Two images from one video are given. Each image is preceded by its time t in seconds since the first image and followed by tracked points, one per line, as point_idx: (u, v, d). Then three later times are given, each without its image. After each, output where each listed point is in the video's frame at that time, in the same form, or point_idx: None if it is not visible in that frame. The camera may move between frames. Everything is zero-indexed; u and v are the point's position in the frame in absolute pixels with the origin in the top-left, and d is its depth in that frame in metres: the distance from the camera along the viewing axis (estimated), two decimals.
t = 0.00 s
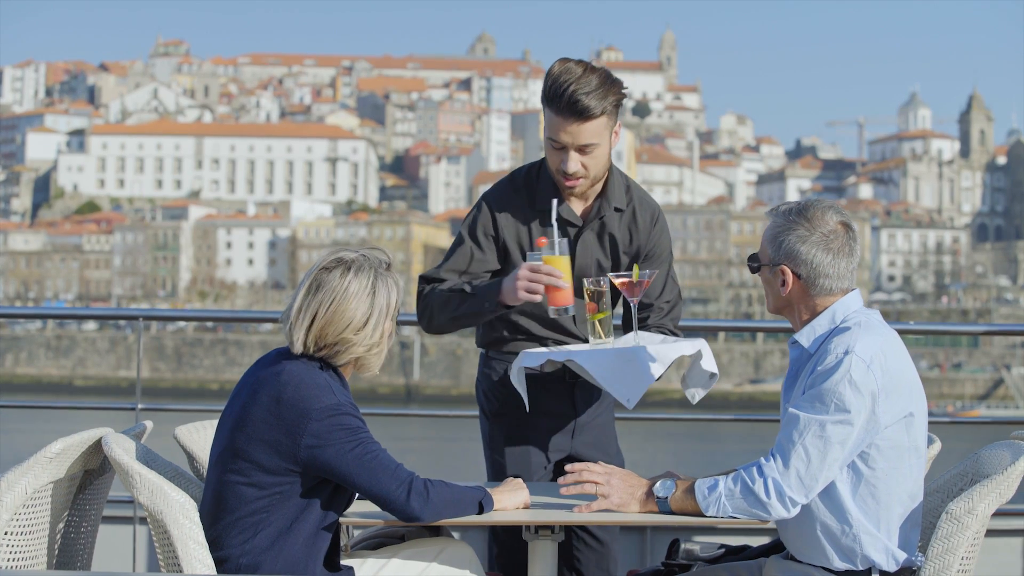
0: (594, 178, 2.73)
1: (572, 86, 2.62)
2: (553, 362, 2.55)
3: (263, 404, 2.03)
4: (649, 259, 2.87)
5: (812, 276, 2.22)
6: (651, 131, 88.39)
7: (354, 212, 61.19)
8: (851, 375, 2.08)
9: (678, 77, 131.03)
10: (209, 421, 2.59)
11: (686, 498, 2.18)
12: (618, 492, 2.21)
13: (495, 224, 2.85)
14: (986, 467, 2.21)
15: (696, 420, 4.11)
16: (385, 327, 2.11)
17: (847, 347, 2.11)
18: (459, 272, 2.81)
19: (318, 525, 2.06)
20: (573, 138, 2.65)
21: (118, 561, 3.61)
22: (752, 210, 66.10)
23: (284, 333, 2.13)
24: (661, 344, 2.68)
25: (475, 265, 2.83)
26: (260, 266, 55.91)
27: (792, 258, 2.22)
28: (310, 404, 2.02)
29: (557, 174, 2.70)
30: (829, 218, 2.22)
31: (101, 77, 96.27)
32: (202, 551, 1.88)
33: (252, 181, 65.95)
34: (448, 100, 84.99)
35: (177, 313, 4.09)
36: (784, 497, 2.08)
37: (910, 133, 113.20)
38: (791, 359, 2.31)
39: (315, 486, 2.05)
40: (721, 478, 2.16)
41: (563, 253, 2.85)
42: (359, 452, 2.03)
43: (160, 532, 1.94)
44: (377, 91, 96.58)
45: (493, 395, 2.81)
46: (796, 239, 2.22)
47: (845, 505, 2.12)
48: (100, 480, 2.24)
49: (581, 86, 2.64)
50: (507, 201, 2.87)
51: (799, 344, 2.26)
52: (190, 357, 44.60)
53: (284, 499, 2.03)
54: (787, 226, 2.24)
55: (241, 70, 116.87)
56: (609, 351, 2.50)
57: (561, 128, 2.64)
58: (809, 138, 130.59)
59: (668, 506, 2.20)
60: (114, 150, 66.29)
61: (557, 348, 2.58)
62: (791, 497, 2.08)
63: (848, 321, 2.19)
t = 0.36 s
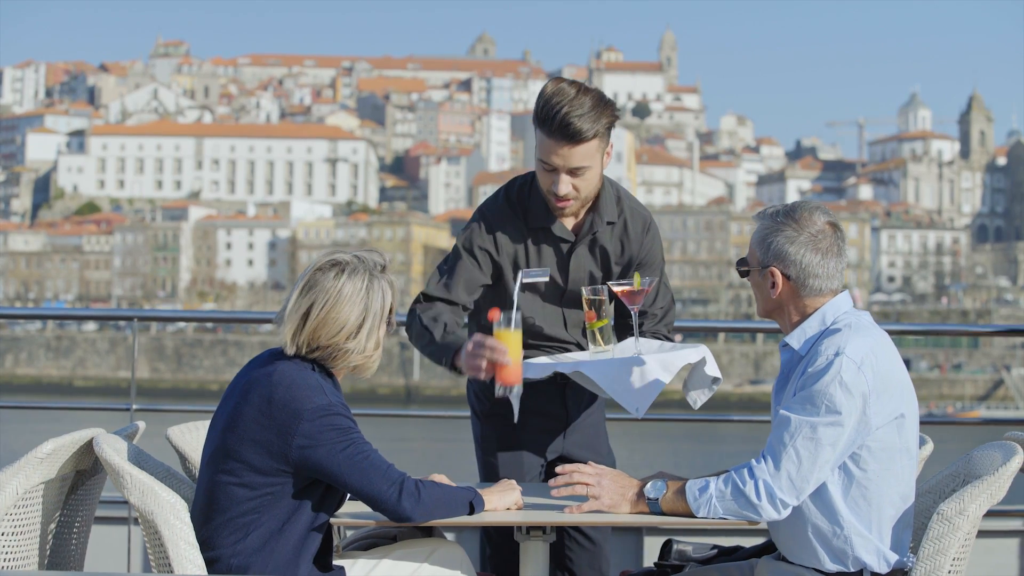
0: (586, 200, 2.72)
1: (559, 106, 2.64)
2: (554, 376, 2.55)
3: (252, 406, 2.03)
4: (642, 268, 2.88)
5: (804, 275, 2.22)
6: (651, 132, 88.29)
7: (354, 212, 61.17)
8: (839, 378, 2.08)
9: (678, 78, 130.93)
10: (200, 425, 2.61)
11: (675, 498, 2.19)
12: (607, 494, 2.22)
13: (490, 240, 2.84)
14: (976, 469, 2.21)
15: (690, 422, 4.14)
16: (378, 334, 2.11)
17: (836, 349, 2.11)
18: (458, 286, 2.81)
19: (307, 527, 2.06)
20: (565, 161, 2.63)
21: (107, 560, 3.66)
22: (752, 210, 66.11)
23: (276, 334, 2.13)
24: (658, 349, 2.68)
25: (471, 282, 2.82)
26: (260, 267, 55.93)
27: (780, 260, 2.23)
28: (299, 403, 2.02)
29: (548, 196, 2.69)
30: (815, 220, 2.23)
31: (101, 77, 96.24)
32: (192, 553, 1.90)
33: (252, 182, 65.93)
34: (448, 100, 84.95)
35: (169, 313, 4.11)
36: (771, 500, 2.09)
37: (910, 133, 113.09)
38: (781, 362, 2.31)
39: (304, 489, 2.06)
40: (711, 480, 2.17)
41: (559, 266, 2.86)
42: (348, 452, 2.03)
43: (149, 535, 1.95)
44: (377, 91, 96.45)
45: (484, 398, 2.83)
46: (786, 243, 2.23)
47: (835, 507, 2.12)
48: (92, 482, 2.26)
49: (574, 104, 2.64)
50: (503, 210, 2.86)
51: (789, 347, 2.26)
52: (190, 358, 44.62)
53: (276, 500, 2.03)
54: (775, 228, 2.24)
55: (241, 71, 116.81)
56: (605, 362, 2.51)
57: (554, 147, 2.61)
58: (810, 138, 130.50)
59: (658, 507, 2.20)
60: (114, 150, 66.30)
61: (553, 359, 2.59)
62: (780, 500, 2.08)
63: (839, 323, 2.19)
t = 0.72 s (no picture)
0: (581, 215, 2.72)
1: (554, 115, 2.65)
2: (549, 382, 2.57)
3: (244, 405, 2.03)
4: (637, 271, 2.89)
5: (808, 270, 2.22)
6: (651, 132, 88.32)
7: (354, 212, 61.24)
8: (835, 377, 2.08)
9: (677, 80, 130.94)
10: (193, 425, 2.63)
11: (668, 501, 2.20)
12: (600, 492, 2.23)
13: (485, 248, 2.84)
14: (967, 469, 2.22)
15: (687, 421, 4.16)
16: (370, 334, 2.13)
17: (831, 350, 2.11)
18: (455, 291, 2.82)
19: (299, 527, 2.06)
20: (562, 176, 2.63)
21: (100, 560, 3.67)
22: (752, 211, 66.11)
23: (278, 331, 2.14)
24: (656, 352, 2.68)
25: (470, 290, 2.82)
26: (260, 268, 55.97)
27: (785, 253, 2.23)
28: (289, 404, 2.02)
29: (541, 209, 2.70)
30: (813, 223, 2.23)
31: (100, 78, 96.16)
32: (184, 553, 1.91)
33: (252, 182, 65.88)
34: (448, 101, 84.93)
35: (165, 313, 4.13)
36: (763, 502, 2.09)
37: (909, 134, 113.20)
38: (775, 364, 2.31)
39: (295, 489, 2.06)
40: (703, 480, 2.17)
41: (554, 273, 2.87)
42: (338, 453, 2.03)
43: (141, 531, 1.97)
44: (376, 92, 96.51)
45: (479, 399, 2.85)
46: (784, 246, 2.22)
47: (829, 505, 2.12)
48: (85, 482, 2.28)
49: (573, 116, 2.65)
50: (501, 216, 2.86)
51: (783, 350, 2.25)
52: (189, 358, 44.56)
53: (267, 501, 2.04)
54: (770, 230, 2.24)
55: (240, 71, 116.54)
56: (598, 367, 2.52)
57: (548, 161, 2.62)
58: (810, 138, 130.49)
59: (650, 508, 2.21)
60: (114, 150, 66.28)
61: (549, 364, 2.61)
62: (773, 501, 2.08)
63: (833, 325, 2.19)
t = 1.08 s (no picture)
0: (579, 217, 2.72)
1: (547, 119, 2.66)
2: (538, 382, 2.57)
3: (236, 406, 2.03)
4: (630, 270, 2.89)
5: (797, 273, 2.22)
6: (651, 132, 88.36)
7: (354, 212, 61.31)
8: (828, 379, 2.08)
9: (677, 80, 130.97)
10: (187, 423, 2.64)
11: (658, 502, 2.20)
12: (591, 495, 2.23)
13: (480, 248, 2.85)
14: (963, 470, 2.22)
15: (687, 422, 4.18)
16: (367, 338, 2.15)
17: (825, 350, 2.11)
18: (450, 295, 2.82)
19: (291, 525, 2.07)
20: (557, 176, 2.63)
21: (97, 559, 3.67)
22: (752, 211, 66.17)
23: (270, 330, 2.15)
24: (651, 349, 2.68)
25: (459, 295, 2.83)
26: (260, 268, 55.99)
27: (776, 256, 2.23)
28: (281, 403, 2.02)
29: (538, 210, 2.69)
30: (810, 220, 2.24)
31: (101, 78, 96.26)
32: (176, 552, 1.92)
33: (252, 182, 65.89)
34: (449, 101, 85.00)
35: (164, 313, 4.13)
36: (754, 501, 2.09)
37: (909, 135, 113.29)
38: (769, 366, 2.32)
39: (288, 488, 2.06)
40: (694, 481, 2.18)
41: (549, 274, 2.87)
42: (331, 451, 2.03)
43: (131, 531, 1.97)
44: (376, 91, 96.55)
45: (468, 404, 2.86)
46: (780, 245, 2.22)
47: (821, 505, 2.12)
48: (76, 483, 2.29)
49: (568, 119, 2.64)
50: (496, 215, 2.87)
51: (778, 348, 2.25)
52: (189, 359, 44.46)
53: (259, 501, 2.04)
54: (770, 226, 2.24)
55: (241, 70, 116.37)
56: (588, 365, 2.53)
57: (542, 164, 2.62)
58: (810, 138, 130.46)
59: (642, 509, 2.21)
60: (114, 150, 66.32)
61: (540, 362, 2.61)
62: (765, 502, 2.08)
63: (827, 325, 2.19)
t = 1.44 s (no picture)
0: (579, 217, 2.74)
1: (549, 117, 2.64)
2: (526, 379, 2.56)
3: (231, 406, 2.04)
4: (622, 270, 2.90)
5: (787, 276, 2.22)
6: (651, 132, 88.35)
7: (354, 213, 61.30)
8: (820, 381, 2.08)
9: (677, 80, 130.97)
10: (181, 424, 2.64)
11: (651, 502, 2.20)
12: (583, 496, 2.23)
13: (475, 247, 2.86)
14: (953, 469, 2.23)
15: (682, 421, 4.18)
16: (358, 338, 2.14)
17: (818, 354, 2.11)
18: (439, 290, 2.83)
19: (284, 523, 2.08)
20: (557, 161, 2.64)
21: (91, 560, 3.67)
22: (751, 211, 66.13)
23: (260, 332, 2.14)
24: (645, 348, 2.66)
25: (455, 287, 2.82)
26: (260, 268, 55.95)
27: (767, 254, 2.23)
28: (275, 402, 2.03)
29: (544, 196, 2.71)
30: (807, 220, 2.23)
31: (100, 79, 96.25)
32: (168, 553, 1.93)
33: (251, 182, 65.86)
34: (448, 101, 85.01)
35: (161, 314, 4.12)
36: (747, 501, 2.10)
37: (909, 136, 113.22)
38: (766, 366, 2.31)
39: (283, 487, 2.07)
40: (685, 481, 2.18)
41: (543, 267, 2.87)
42: (325, 450, 2.04)
43: (124, 534, 1.99)
44: (376, 92, 96.50)
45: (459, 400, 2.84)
46: (778, 242, 2.22)
47: (812, 509, 2.13)
48: (69, 484, 2.30)
49: (567, 110, 2.64)
50: (492, 200, 2.88)
51: (772, 350, 2.26)
52: (189, 359, 44.34)
53: (254, 499, 2.04)
54: (763, 225, 2.25)
55: (240, 70, 116.25)
56: (585, 357, 2.52)
57: (547, 151, 2.64)
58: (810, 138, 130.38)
59: (635, 508, 2.21)
60: (114, 151, 66.31)
61: (536, 357, 2.59)
62: (756, 502, 2.08)
63: (823, 327, 2.19)
